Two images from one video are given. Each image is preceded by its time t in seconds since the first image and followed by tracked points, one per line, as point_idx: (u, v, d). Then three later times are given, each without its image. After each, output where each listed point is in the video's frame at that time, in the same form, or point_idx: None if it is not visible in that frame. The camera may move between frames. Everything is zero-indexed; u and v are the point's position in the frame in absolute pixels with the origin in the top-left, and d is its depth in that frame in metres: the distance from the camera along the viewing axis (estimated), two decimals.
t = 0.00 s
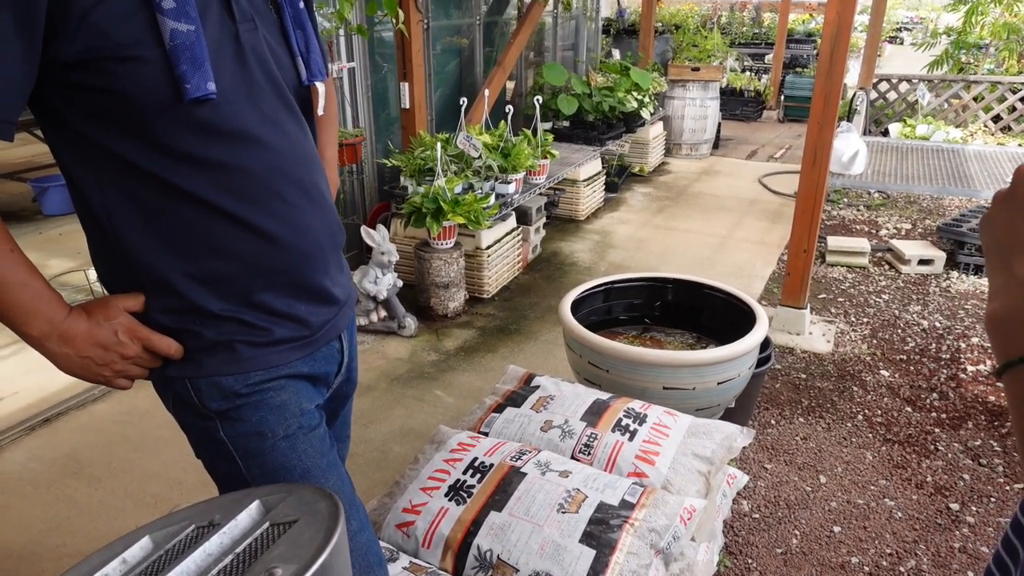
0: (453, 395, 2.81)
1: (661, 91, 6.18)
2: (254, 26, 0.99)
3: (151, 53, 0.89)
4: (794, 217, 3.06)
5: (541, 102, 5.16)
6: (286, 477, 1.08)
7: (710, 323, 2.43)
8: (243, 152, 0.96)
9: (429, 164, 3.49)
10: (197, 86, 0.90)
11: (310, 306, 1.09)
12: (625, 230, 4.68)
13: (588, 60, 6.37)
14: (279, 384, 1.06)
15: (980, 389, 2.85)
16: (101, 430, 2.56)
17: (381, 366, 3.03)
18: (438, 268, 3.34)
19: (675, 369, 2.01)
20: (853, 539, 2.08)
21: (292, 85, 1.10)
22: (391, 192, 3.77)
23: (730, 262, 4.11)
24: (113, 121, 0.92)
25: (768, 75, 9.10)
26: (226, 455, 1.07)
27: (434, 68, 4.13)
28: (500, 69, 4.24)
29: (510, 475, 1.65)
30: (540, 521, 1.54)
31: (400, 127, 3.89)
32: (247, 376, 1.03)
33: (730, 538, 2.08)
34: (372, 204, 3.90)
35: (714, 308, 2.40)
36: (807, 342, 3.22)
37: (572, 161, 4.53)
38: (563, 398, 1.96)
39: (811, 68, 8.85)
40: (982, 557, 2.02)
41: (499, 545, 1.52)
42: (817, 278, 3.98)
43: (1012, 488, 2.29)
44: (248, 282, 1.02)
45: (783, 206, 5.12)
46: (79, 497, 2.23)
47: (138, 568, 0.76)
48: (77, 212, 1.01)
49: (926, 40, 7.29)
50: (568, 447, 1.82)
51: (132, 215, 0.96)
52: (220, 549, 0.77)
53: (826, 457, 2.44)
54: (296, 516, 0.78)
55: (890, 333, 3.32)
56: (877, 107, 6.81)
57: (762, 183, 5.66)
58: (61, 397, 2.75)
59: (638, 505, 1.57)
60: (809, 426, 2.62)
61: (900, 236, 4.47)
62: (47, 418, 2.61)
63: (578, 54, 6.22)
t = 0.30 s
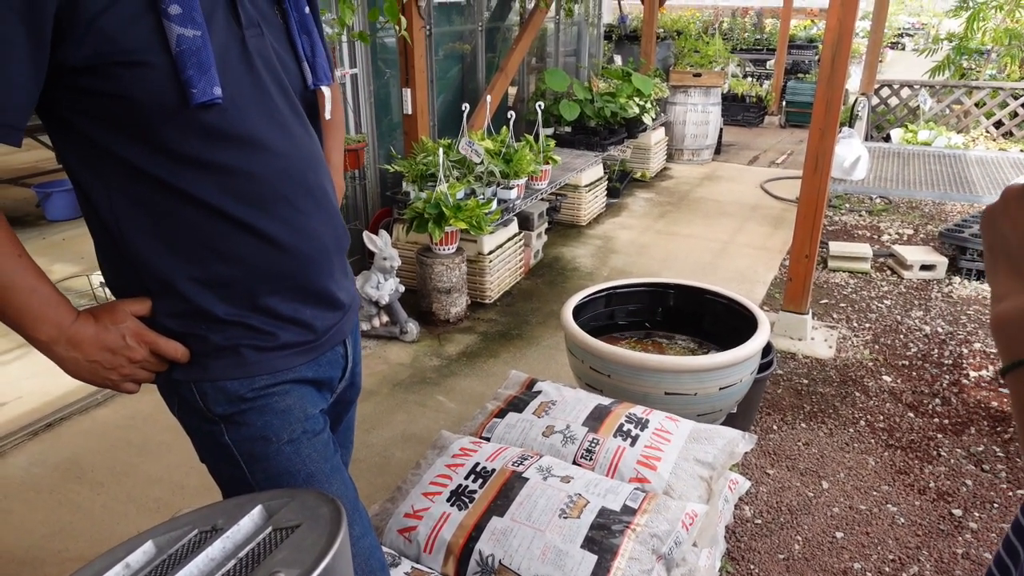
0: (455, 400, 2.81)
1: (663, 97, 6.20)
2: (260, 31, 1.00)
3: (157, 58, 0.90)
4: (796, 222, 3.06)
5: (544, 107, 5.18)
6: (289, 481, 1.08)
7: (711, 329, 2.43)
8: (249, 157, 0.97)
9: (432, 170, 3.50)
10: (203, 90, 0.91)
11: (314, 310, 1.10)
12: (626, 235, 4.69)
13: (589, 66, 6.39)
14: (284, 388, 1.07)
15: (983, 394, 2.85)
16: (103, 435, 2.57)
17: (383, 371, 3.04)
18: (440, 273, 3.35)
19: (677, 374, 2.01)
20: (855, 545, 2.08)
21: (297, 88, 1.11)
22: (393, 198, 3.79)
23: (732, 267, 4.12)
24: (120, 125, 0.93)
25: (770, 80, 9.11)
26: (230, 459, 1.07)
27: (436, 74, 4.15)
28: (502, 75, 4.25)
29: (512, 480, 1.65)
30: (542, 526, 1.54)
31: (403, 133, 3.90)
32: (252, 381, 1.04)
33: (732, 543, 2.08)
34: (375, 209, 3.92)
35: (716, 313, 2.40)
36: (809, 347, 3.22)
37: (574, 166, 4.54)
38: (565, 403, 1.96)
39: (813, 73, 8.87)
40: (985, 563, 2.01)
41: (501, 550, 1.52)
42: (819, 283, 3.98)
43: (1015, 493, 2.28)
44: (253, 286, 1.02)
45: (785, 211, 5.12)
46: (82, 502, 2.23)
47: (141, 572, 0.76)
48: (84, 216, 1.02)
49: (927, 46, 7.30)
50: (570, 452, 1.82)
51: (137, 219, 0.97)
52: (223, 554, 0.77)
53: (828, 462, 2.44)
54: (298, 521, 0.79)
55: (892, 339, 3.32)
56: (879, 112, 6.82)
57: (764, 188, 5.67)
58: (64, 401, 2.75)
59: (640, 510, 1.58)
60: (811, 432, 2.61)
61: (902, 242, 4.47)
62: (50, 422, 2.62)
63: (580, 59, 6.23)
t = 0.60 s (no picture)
0: (454, 392, 2.81)
1: (665, 91, 6.19)
2: (263, 17, 1.00)
3: (160, 42, 0.90)
4: (797, 217, 3.06)
5: (546, 100, 5.17)
6: (288, 470, 1.08)
7: (711, 323, 2.43)
8: (250, 143, 0.97)
9: (433, 162, 3.49)
10: (206, 75, 0.91)
11: (314, 300, 1.10)
12: (628, 229, 4.68)
13: (592, 60, 6.37)
14: (284, 377, 1.07)
15: (982, 391, 2.85)
16: (103, 424, 2.58)
17: (383, 362, 3.04)
18: (440, 265, 3.35)
19: (675, 367, 2.01)
20: (853, 539, 2.08)
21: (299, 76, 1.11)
22: (394, 190, 3.78)
23: (733, 262, 4.11)
24: (121, 111, 0.92)
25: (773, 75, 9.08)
26: (230, 448, 1.08)
27: (438, 66, 4.13)
28: (505, 68, 4.24)
29: (510, 471, 1.66)
30: (539, 517, 1.54)
31: (404, 125, 3.90)
32: (251, 370, 1.04)
33: (729, 536, 2.08)
34: (376, 202, 3.91)
35: (716, 307, 2.40)
36: (809, 342, 3.21)
37: (575, 160, 4.53)
38: (564, 395, 1.96)
39: (816, 68, 8.84)
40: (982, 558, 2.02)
41: (498, 541, 1.52)
42: (820, 278, 3.98)
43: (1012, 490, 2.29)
44: (253, 275, 1.02)
45: (787, 207, 5.12)
46: (81, 491, 2.24)
47: (139, 558, 0.76)
48: (85, 204, 1.02)
49: (931, 42, 7.26)
50: (569, 445, 1.82)
51: (138, 205, 0.97)
52: (220, 540, 0.77)
53: (826, 457, 2.44)
54: (295, 508, 0.79)
55: (892, 335, 3.31)
56: (882, 108, 6.80)
57: (766, 183, 5.66)
58: (64, 391, 2.76)
59: (638, 502, 1.58)
60: (810, 426, 2.61)
61: (903, 238, 4.46)
62: (50, 411, 2.62)
63: (582, 53, 6.21)
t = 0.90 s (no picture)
0: (449, 395, 2.81)
1: (661, 94, 6.20)
2: (258, 17, 1.00)
3: (155, 41, 0.90)
4: (792, 220, 3.06)
5: (542, 103, 5.18)
6: (280, 474, 1.08)
7: (706, 326, 2.43)
8: (245, 143, 0.96)
9: (428, 164, 3.48)
10: (202, 75, 0.91)
11: (308, 302, 1.09)
12: (624, 232, 4.68)
13: (589, 62, 6.38)
14: (277, 380, 1.06)
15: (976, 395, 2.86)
16: (95, 427, 2.56)
17: (378, 365, 3.03)
18: (435, 268, 3.35)
19: (670, 371, 2.01)
20: (847, 543, 2.08)
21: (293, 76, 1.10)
22: (389, 192, 3.78)
23: (729, 265, 4.12)
24: (116, 110, 0.92)
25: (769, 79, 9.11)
26: (221, 452, 1.07)
27: (434, 68, 4.14)
28: (501, 70, 4.24)
29: (503, 475, 1.65)
30: (533, 522, 1.54)
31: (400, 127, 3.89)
32: (244, 373, 1.03)
33: (724, 540, 2.08)
34: (371, 203, 3.91)
35: (711, 311, 2.40)
36: (804, 346, 3.22)
37: (571, 162, 4.53)
38: (558, 399, 1.96)
39: (812, 72, 8.86)
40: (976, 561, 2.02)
41: (492, 545, 1.52)
42: (815, 281, 3.98)
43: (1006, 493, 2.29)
44: (246, 276, 1.02)
45: (783, 210, 5.13)
46: (74, 494, 2.23)
47: (128, 563, 0.76)
48: (78, 205, 1.01)
49: (927, 46, 7.29)
50: (563, 448, 1.82)
51: (131, 204, 0.96)
52: (210, 546, 0.77)
53: (821, 461, 2.45)
54: (286, 513, 0.78)
55: (887, 338, 3.32)
56: (878, 111, 6.82)
57: (762, 186, 5.67)
58: (57, 393, 2.74)
59: (631, 506, 1.58)
60: (805, 430, 2.62)
61: (898, 241, 4.47)
62: (43, 414, 2.61)
63: (579, 55, 6.22)
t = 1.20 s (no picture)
0: (450, 397, 2.81)
1: (661, 95, 6.21)
2: (250, 20, 1.00)
3: (152, 42, 0.89)
4: (792, 221, 3.06)
5: (541, 105, 5.19)
6: (281, 477, 1.08)
7: (706, 327, 2.43)
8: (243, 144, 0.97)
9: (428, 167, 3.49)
10: (200, 76, 0.91)
11: (307, 303, 1.10)
12: (623, 233, 4.69)
13: (588, 64, 6.39)
14: (278, 382, 1.07)
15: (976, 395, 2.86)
16: (97, 430, 2.56)
17: (379, 367, 3.03)
18: (436, 270, 3.35)
19: (670, 372, 2.01)
20: (848, 544, 2.08)
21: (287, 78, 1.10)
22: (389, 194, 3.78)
23: (729, 266, 4.12)
24: (112, 112, 0.91)
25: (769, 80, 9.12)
26: (223, 454, 1.07)
27: (434, 71, 4.14)
28: (500, 72, 4.25)
29: (504, 477, 1.65)
30: (534, 524, 1.54)
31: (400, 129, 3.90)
32: (246, 374, 1.03)
33: (725, 541, 2.08)
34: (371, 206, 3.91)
35: (711, 312, 2.40)
36: (804, 346, 3.22)
37: (571, 164, 4.54)
38: (559, 401, 1.96)
39: (811, 72, 8.88)
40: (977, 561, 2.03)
41: (493, 547, 1.51)
42: (815, 282, 3.98)
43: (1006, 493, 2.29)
44: (245, 277, 1.02)
45: (783, 211, 5.13)
46: (76, 497, 2.23)
47: (131, 567, 0.76)
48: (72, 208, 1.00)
49: (925, 47, 7.30)
50: (563, 450, 1.82)
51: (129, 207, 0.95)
52: (211, 549, 0.77)
53: (822, 462, 2.45)
54: (287, 517, 0.79)
55: (887, 339, 3.32)
56: (877, 112, 6.84)
57: (761, 187, 5.67)
58: (58, 397, 2.74)
59: (632, 508, 1.58)
60: (806, 431, 2.62)
61: (898, 242, 4.48)
62: (43, 418, 2.61)
63: (578, 57, 6.23)
